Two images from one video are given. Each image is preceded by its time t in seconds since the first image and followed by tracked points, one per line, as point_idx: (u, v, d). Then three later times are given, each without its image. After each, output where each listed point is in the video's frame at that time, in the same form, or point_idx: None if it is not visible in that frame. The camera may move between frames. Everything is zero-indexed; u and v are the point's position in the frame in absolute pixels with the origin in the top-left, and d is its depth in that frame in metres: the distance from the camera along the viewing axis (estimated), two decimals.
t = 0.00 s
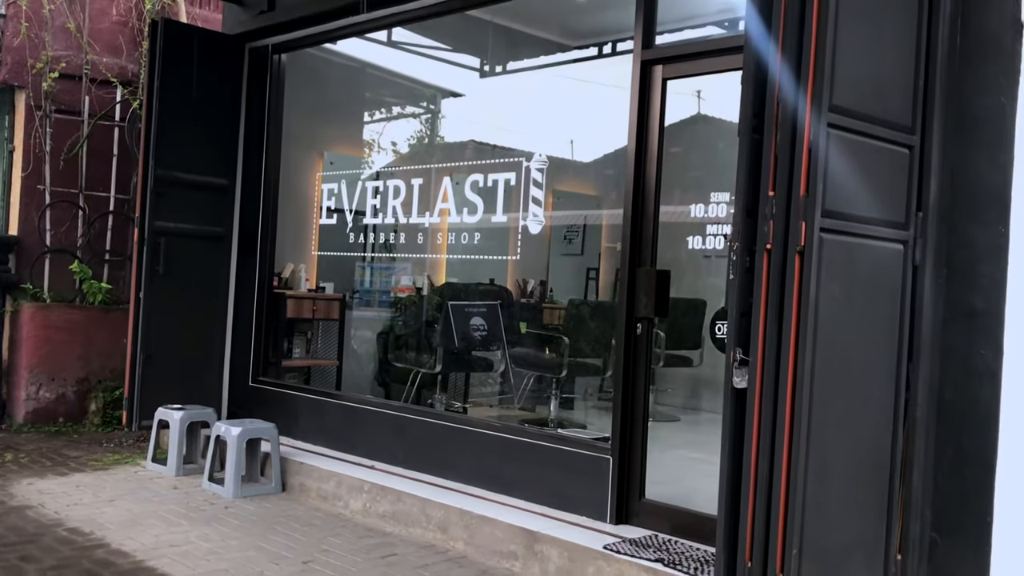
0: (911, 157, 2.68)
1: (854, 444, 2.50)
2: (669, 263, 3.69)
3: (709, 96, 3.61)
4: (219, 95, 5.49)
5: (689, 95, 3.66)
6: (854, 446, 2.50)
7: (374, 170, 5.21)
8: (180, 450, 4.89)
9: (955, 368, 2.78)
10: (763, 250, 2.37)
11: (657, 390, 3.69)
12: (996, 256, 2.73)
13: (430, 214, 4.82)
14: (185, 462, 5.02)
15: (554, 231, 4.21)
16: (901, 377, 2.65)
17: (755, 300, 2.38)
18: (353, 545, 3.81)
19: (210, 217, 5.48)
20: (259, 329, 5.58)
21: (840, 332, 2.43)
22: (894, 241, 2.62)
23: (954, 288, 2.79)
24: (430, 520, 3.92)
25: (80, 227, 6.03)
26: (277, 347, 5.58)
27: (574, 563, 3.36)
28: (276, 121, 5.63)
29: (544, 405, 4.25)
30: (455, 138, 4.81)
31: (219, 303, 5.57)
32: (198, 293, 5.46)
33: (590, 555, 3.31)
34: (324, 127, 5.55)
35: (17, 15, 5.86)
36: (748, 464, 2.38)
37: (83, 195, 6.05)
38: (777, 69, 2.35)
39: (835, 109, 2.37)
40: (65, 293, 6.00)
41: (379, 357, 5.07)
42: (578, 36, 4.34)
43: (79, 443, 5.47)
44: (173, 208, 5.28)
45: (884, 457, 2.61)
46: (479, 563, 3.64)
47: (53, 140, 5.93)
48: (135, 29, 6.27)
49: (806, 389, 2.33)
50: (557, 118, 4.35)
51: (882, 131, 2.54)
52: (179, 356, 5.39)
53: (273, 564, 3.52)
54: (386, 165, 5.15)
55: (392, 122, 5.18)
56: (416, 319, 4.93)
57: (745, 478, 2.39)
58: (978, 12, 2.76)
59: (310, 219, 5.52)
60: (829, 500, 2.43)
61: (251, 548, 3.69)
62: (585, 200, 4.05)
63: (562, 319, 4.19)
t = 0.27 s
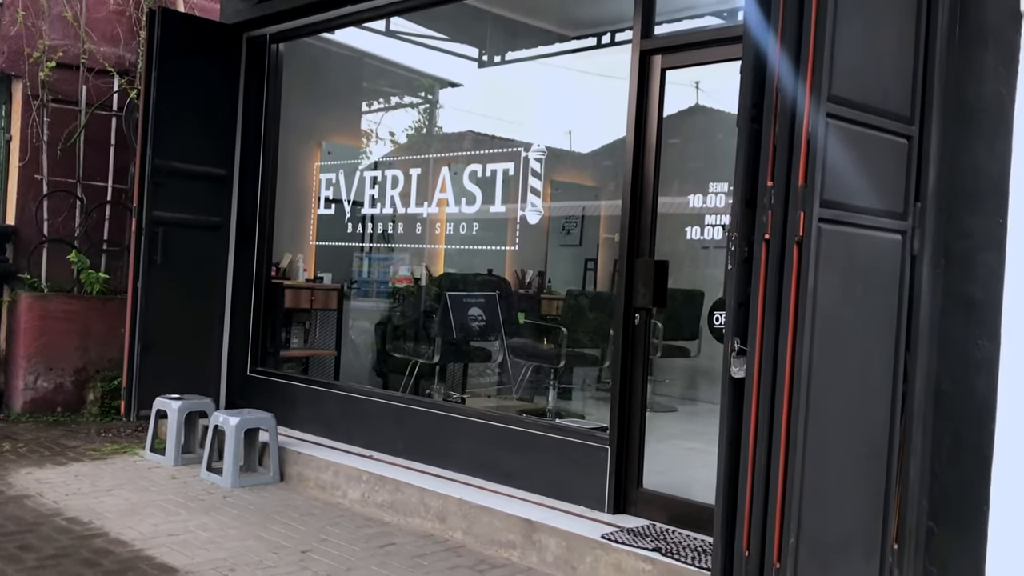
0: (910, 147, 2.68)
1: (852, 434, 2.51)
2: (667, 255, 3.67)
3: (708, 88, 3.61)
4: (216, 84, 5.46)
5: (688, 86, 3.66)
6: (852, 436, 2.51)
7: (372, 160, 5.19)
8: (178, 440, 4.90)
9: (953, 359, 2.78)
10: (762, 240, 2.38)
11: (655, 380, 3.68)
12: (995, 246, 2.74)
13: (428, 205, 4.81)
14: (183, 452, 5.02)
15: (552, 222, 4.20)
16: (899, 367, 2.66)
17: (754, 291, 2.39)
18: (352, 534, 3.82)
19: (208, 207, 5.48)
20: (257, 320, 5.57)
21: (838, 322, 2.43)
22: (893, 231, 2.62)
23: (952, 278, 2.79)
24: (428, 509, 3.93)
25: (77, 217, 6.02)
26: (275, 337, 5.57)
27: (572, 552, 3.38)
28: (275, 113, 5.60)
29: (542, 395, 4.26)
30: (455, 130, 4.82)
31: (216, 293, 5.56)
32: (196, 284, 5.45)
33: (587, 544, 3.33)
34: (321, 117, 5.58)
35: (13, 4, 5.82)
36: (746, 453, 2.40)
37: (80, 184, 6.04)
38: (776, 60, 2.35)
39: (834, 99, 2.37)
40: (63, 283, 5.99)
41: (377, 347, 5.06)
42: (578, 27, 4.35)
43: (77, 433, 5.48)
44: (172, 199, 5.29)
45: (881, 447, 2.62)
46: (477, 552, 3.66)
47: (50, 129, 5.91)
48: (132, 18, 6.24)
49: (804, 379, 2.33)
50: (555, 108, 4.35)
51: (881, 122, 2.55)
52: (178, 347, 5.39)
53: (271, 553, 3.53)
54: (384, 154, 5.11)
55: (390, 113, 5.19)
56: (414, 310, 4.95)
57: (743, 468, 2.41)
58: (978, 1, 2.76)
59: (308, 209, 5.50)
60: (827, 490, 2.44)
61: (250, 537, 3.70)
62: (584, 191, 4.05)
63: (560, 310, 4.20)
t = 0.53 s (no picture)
0: (903, 140, 2.69)
1: (845, 425, 2.52)
2: (662, 248, 3.69)
3: (702, 80, 3.61)
4: (210, 76, 5.44)
5: (682, 79, 3.66)
6: (846, 428, 2.53)
7: (366, 153, 5.20)
8: (173, 433, 4.90)
9: (945, 350, 2.80)
10: (757, 233, 2.37)
11: (649, 373, 3.69)
12: (988, 238, 2.75)
13: (423, 198, 4.81)
14: (178, 445, 5.02)
15: (547, 216, 4.20)
16: (893, 359, 2.67)
17: (749, 283, 2.38)
18: (347, 526, 3.83)
19: (202, 200, 5.47)
20: (251, 312, 5.57)
21: (832, 314, 2.44)
22: (887, 223, 2.63)
23: (947, 270, 2.79)
24: (423, 502, 3.94)
25: (71, 209, 6.01)
26: (270, 330, 5.56)
27: (567, 544, 3.39)
28: (268, 108, 5.56)
29: (537, 388, 4.27)
30: (449, 122, 4.81)
31: (210, 287, 5.55)
32: (191, 277, 5.44)
33: (582, 536, 3.34)
34: (316, 110, 5.58)
35: None
36: (740, 446, 2.39)
37: (74, 177, 6.02)
38: (771, 52, 2.35)
39: (828, 92, 2.38)
40: (57, 276, 5.98)
41: (371, 340, 5.06)
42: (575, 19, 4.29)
43: (71, 426, 5.47)
44: (164, 191, 5.27)
45: (875, 439, 2.63)
46: (472, 544, 3.67)
47: (43, 122, 5.89)
48: (126, 10, 6.23)
49: (798, 370, 2.35)
50: (549, 100, 4.35)
51: (875, 114, 2.55)
52: (172, 340, 5.39)
53: (267, 546, 3.53)
54: (379, 148, 5.12)
55: (384, 105, 5.18)
56: (408, 303, 4.92)
57: (737, 460, 2.41)
58: None
59: (303, 201, 5.51)
60: (821, 481, 2.46)
61: (245, 530, 3.71)
62: (579, 184, 4.05)
63: (555, 303, 4.20)
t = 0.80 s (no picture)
0: (894, 135, 2.70)
1: (837, 420, 2.54)
2: (653, 243, 3.69)
3: (693, 76, 3.61)
4: (201, 73, 5.45)
5: (673, 74, 3.66)
6: (836, 422, 2.54)
7: (357, 149, 5.16)
8: (165, 429, 4.89)
9: (935, 345, 2.81)
10: (748, 228, 2.41)
11: (641, 368, 3.70)
12: (978, 234, 2.76)
13: (414, 193, 4.81)
14: (169, 441, 5.01)
15: (539, 211, 4.20)
16: (883, 353, 2.69)
17: (740, 279, 2.41)
18: (339, 522, 3.83)
19: (193, 196, 5.47)
20: (243, 307, 5.56)
21: (823, 309, 2.45)
22: (877, 218, 2.65)
23: (936, 264, 2.81)
24: (416, 497, 3.94)
25: (61, 206, 5.98)
26: (261, 326, 5.54)
27: (559, 539, 3.40)
28: (260, 102, 5.56)
29: (529, 383, 4.25)
30: (439, 117, 4.79)
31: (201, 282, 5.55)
32: (181, 273, 5.44)
33: (575, 531, 3.35)
34: (305, 105, 5.47)
35: None
36: (732, 439, 2.43)
37: (64, 173, 5.98)
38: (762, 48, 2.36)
39: (819, 87, 2.38)
40: (47, 272, 5.95)
41: (363, 336, 5.05)
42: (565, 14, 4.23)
43: (62, 423, 5.45)
44: (155, 187, 5.29)
45: (865, 433, 2.65)
46: (465, 539, 3.67)
47: (32, 118, 5.84)
48: (116, 4, 6.15)
49: (790, 365, 2.35)
50: (541, 94, 4.32)
51: (866, 109, 2.56)
52: (163, 336, 5.39)
53: (259, 541, 3.53)
54: (369, 144, 5.10)
55: (376, 101, 5.12)
56: (400, 299, 4.89)
57: (729, 453, 2.44)
58: None
59: (293, 197, 5.47)
60: (812, 475, 2.47)
61: (237, 526, 3.70)
62: (570, 179, 4.05)
63: (547, 298, 4.19)
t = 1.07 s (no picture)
0: (885, 133, 2.71)
1: (828, 417, 2.55)
2: (644, 241, 3.70)
3: (684, 74, 3.62)
4: (191, 70, 5.41)
5: (664, 73, 3.67)
6: (828, 419, 2.55)
7: (348, 147, 5.16)
8: (155, 428, 4.86)
9: (926, 342, 2.83)
10: (740, 226, 2.41)
11: (633, 366, 3.71)
12: (968, 231, 2.77)
13: (406, 191, 4.80)
14: (160, 440, 4.99)
15: (531, 209, 4.20)
16: (875, 350, 2.70)
17: (731, 277, 2.42)
18: (331, 521, 3.82)
19: (183, 194, 5.44)
20: (233, 306, 5.53)
21: (814, 307, 2.46)
22: (869, 216, 2.66)
23: (926, 262, 2.83)
24: (408, 496, 3.93)
25: (50, 204, 5.93)
26: (252, 325, 5.53)
27: (551, 537, 3.40)
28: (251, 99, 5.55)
29: (521, 381, 4.26)
30: (431, 115, 4.76)
31: (192, 280, 5.53)
32: (172, 271, 5.41)
33: (567, 529, 3.35)
34: (298, 103, 5.49)
35: None
36: (723, 437, 2.43)
37: (53, 171, 5.94)
38: (753, 47, 2.37)
39: (811, 85, 2.39)
40: (36, 271, 5.90)
41: (355, 335, 5.05)
42: (556, 13, 4.23)
43: (52, 422, 5.41)
44: (147, 186, 5.24)
45: (857, 431, 2.66)
46: (457, 538, 3.67)
47: (22, 116, 5.80)
48: (105, 2, 6.16)
49: (781, 363, 2.36)
50: (533, 93, 4.32)
51: (857, 107, 2.57)
52: (153, 335, 5.35)
53: (251, 541, 3.52)
54: (360, 142, 5.10)
55: (367, 99, 5.13)
56: (392, 297, 4.91)
57: (721, 451, 2.45)
58: None
59: (284, 195, 5.47)
60: (803, 472, 2.48)
61: (228, 525, 3.69)
62: (562, 177, 4.05)
63: (538, 296, 4.20)
